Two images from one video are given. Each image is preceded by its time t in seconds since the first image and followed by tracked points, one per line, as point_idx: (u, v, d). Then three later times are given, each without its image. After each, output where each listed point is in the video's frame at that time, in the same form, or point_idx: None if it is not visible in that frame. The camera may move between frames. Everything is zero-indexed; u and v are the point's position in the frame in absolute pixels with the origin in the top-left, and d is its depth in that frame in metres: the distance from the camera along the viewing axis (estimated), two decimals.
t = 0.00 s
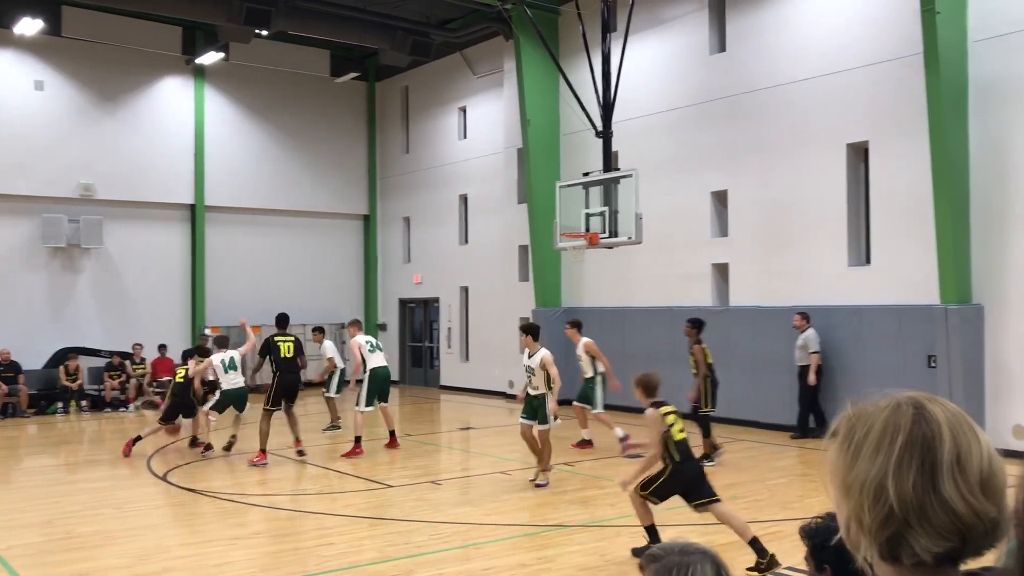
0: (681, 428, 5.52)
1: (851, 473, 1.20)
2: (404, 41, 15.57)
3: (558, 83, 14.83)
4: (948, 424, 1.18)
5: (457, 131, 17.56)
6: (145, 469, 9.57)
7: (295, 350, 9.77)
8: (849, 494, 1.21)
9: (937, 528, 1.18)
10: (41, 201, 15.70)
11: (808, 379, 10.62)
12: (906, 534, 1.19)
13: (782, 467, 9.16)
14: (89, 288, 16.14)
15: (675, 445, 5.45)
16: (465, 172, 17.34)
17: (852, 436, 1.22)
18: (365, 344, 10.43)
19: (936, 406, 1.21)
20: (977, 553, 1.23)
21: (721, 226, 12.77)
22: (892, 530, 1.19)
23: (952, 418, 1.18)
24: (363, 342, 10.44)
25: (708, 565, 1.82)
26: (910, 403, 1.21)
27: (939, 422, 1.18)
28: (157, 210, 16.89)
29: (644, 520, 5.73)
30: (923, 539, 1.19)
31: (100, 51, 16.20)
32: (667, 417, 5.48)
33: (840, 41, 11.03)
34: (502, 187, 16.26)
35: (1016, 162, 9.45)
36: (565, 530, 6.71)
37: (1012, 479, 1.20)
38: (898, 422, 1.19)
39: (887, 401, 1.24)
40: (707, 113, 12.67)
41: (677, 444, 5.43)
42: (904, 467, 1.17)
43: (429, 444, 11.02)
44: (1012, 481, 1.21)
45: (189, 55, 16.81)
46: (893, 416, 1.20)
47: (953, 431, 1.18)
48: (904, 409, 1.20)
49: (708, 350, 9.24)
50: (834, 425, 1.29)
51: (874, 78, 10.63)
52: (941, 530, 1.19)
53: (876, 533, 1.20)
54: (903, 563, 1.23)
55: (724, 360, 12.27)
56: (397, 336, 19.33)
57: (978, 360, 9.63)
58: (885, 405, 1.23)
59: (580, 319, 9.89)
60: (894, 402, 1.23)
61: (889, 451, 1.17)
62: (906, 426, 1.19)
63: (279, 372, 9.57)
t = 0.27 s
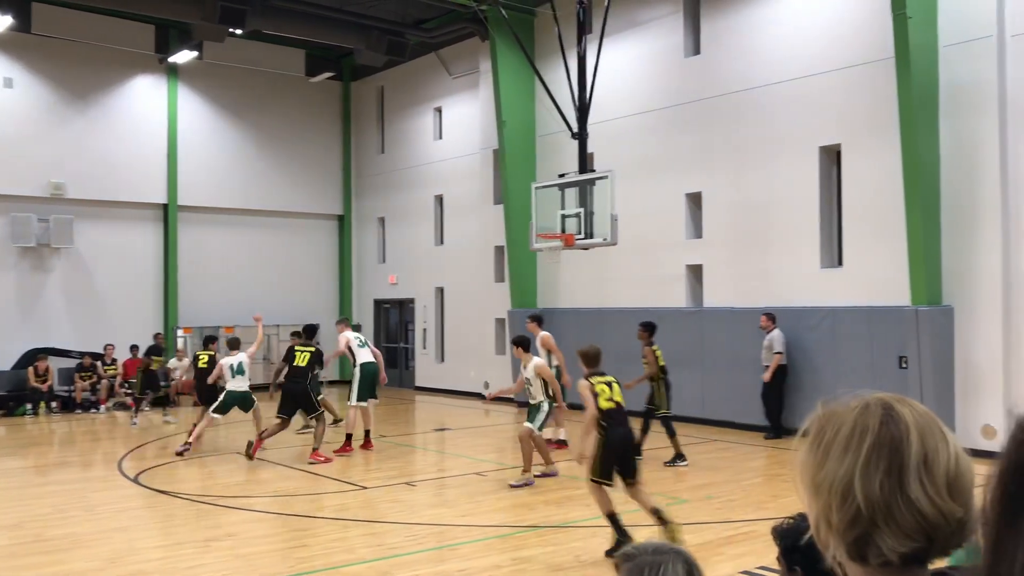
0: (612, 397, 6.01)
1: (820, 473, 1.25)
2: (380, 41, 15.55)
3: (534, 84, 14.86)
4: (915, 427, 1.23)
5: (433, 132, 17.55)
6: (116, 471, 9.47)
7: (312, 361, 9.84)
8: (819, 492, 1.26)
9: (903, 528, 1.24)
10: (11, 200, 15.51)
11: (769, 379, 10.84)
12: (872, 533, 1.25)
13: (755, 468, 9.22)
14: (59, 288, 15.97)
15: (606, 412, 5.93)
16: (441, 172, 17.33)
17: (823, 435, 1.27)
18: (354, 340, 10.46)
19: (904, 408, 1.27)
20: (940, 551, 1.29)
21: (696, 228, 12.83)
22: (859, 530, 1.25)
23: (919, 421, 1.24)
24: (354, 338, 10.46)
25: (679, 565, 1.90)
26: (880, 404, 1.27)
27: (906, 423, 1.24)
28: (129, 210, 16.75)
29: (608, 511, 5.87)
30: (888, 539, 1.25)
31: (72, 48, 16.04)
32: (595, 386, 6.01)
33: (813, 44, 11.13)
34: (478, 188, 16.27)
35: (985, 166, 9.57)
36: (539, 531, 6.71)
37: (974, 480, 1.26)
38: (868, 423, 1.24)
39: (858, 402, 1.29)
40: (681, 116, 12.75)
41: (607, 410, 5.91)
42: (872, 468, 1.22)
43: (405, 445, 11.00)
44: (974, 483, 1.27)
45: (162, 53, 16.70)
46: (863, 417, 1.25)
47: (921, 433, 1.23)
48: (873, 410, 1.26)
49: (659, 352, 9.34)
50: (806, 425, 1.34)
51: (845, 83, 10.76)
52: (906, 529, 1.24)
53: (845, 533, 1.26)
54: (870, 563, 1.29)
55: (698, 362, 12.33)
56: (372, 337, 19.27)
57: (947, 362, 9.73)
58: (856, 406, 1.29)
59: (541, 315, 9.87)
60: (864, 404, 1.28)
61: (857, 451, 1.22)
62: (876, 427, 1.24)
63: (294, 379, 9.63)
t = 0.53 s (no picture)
0: (572, 401, 6.06)
1: (799, 473, 1.18)
2: (364, 40, 15.50)
3: (518, 84, 14.85)
4: (895, 426, 1.17)
5: (416, 132, 17.50)
6: (96, 472, 9.39)
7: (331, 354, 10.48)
8: (797, 493, 1.19)
9: (882, 531, 1.17)
10: None
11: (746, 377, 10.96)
12: (851, 536, 1.18)
13: (737, 469, 9.24)
14: (39, 288, 15.83)
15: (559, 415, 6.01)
16: (424, 172, 17.29)
17: (803, 436, 1.20)
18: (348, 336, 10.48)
19: (883, 407, 1.20)
20: (920, 555, 1.22)
21: (680, 229, 12.86)
22: (837, 531, 1.18)
23: (900, 421, 1.17)
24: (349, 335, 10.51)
25: (661, 565, 1.89)
26: (859, 403, 1.20)
27: (886, 423, 1.17)
28: (110, 209, 16.63)
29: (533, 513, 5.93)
30: (868, 541, 1.17)
31: (53, 46, 15.90)
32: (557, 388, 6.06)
33: (795, 47, 11.18)
34: (462, 189, 16.24)
35: (965, 168, 9.63)
36: (522, 532, 6.68)
37: (955, 481, 1.20)
38: (847, 423, 1.18)
39: (837, 402, 1.22)
40: (664, 116, 12.79)
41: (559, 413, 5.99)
42: (850, 469, 1.16)
43: (388, 446, 10.96)
44: (954, 484, 1.21)
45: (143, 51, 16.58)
46: (842, 417, 1.18)
47: (899, 433, 1.17)
48: (853, 410, 1.19)
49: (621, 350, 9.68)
50: (784, 425, 1.27)
51: (827, 85, 10.81)
52: (886, 533, 1.17)
53: (822, 534, 1.19)
54: (849, 566, 1.21)
55: (681, 363, 12.36)
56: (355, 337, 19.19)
57: (927, 363, 9.79)
58: (836, 405, 1.22)
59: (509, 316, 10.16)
60: (844, 403, 1.21)
61: (836, 452, 1.16)
62: (855, 426, 1.17)
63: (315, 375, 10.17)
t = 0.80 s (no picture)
0: (555, 392, 6.24)
1: (794, 473, 1.19)
2: (360, 40, 15.49)
3: (514, 85, 14.87)
4: (888, 426, 1.17)
5: (412, 132, 17.53)
6: (91, 471, 9.40)
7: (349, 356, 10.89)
8: (792, 493, 1.20)
9: (877, 531, 1.17)
10: None
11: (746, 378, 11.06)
12: (846, 535, 1.18)
13: (732, 469, 9.28)
14: (34, 288, 15.82)
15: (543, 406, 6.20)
16: (420, 173, 17.31)
17: (799, 437, 1.20)
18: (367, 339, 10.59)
19: (878, 408, 1.20)
20: (915, 555, 1.22)
21: (675, 230, 12.90)
22: (832, 530, 1.18)
23: (892, 421, 1.18)
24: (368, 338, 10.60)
25: (656, 565, 1.91)
26: (854, 404, 1.20)
27: (880, 423, 1.17)
28: (105, 208, 16.62)
29: (510, 489, 6.27)
30: (861, 541, 1.17)
31: (49, 45, 15.89)
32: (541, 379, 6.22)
33: (791, 48, 11.22)
34: (458, 189, 16.26)
35: (959, 170, 9.67)
36: (518, 532, 6.71)
37: (948, 482, 1.20)
38: (843, 423, 1.18)
39: (833, 402, 1.23)
40: (660, 117, 12.82)
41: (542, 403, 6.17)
42: (844, 468, 1.16)
43: (383, 446, 10.98)
44: (950, 485, 1.20)
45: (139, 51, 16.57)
46: (837, 417, 1.19)
47: (893, 434, 1.17)
48: (848, 410, 1.19)
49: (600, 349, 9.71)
50: (781, 426, 1.27)
51: (822, 87, 10.86)
52: (880, 532, 1.17)
53: (817, 533, 1.19)
54: (844, 565, 1.21)
55: (676, 364, 12.40)
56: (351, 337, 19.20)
57: (922, 364, 9.83)
58: (831, 406, 1.22)
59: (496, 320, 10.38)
60: (838, 403, 1.22)
61: (831, 451, 1.16)
62: (848, 426, 1.18)
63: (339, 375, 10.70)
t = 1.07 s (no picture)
0: (535, 389, 6.22)
1: (795, 473, 1.19)
2: (362, 40, 15.48)
3: (516, 86, 14.87)
4: (890, 427, 1.17)
5: (414, 132, 17.53)
6: (92, 471, 9.40)
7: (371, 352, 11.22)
8: (794, 493, 1.20)
9: (879, 531, 1.17)
10: None
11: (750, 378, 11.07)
12: (847, 535, 1.18)
13: (732, 469, 9.28)
14: (36, 287, 15.83)
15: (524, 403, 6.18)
16: (422, 173, 17.31)
17: (800, 437, 1.20)
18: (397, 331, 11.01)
19: (879, 408, 1.20)
20: (918, 555, 1.22)
21: (677, 230, 12.90)
22: (833, 531, 1.18)
23: (894, 421, 1.17)
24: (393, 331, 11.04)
25: (658, 565, 1.91)
26: (855, 404, 1.20)
27: (882, 424, 1.17)
28: (107, 208, 16.64)
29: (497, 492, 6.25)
30: (863, 541, 1.17)
31: (51, 45, 15.90)
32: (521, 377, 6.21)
33: (793, 48, 11.21)
34: (460, 189, 16.26)
35: (961, 170, 9.67)
36: (518, 532, 6.71)
37: (950, 482, 1.20)
38: (844, 423, 1.18)
39: (834, 402, 1.23)
40: (662, 117, 12.81)
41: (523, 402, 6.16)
42: (846, 468, 1.16)
43: (384, 446, 10.99)
44: (952, 485, 1.20)
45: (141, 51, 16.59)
46: (839, 417, 1.18)
47: (895, 434, 1.17)
48: (848, 411, 1.19)
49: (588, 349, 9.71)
50: (782, 426, 1.27)
51: (825, 87, 10.84)
52: (881, 533, 1.17)
53: (819, 533, 1.19)
54: (845, 565, 1.21)
55: (677, 364, 12.39)
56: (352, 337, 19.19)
57: (924, 364, 9.82)
58: (833, 406, 1.22)
59: (494, 319, 10.44)
60: (840, 403, 1.22)
61: (832, 451, 1.16)
62: (850, 427, 1.18)
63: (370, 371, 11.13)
